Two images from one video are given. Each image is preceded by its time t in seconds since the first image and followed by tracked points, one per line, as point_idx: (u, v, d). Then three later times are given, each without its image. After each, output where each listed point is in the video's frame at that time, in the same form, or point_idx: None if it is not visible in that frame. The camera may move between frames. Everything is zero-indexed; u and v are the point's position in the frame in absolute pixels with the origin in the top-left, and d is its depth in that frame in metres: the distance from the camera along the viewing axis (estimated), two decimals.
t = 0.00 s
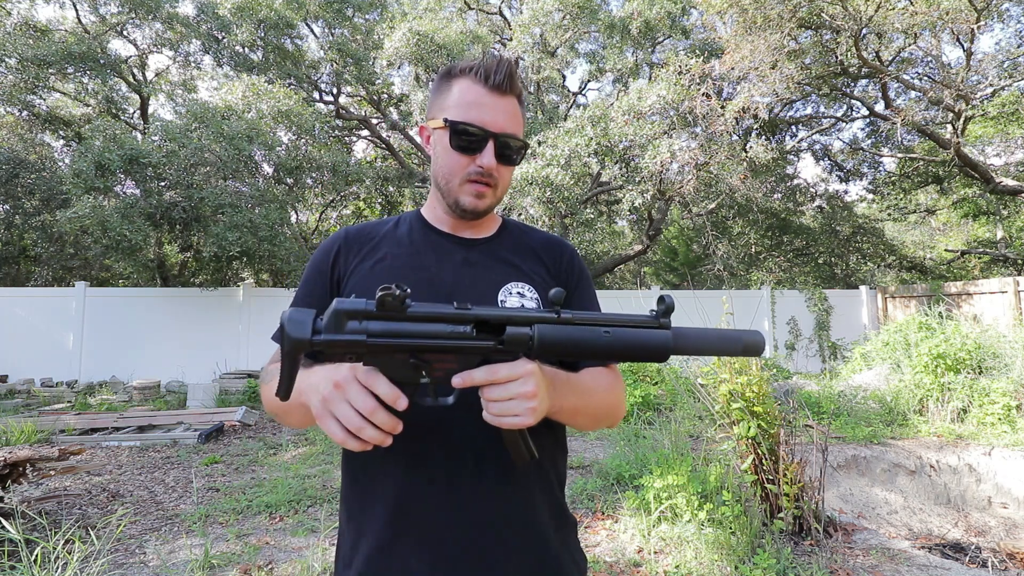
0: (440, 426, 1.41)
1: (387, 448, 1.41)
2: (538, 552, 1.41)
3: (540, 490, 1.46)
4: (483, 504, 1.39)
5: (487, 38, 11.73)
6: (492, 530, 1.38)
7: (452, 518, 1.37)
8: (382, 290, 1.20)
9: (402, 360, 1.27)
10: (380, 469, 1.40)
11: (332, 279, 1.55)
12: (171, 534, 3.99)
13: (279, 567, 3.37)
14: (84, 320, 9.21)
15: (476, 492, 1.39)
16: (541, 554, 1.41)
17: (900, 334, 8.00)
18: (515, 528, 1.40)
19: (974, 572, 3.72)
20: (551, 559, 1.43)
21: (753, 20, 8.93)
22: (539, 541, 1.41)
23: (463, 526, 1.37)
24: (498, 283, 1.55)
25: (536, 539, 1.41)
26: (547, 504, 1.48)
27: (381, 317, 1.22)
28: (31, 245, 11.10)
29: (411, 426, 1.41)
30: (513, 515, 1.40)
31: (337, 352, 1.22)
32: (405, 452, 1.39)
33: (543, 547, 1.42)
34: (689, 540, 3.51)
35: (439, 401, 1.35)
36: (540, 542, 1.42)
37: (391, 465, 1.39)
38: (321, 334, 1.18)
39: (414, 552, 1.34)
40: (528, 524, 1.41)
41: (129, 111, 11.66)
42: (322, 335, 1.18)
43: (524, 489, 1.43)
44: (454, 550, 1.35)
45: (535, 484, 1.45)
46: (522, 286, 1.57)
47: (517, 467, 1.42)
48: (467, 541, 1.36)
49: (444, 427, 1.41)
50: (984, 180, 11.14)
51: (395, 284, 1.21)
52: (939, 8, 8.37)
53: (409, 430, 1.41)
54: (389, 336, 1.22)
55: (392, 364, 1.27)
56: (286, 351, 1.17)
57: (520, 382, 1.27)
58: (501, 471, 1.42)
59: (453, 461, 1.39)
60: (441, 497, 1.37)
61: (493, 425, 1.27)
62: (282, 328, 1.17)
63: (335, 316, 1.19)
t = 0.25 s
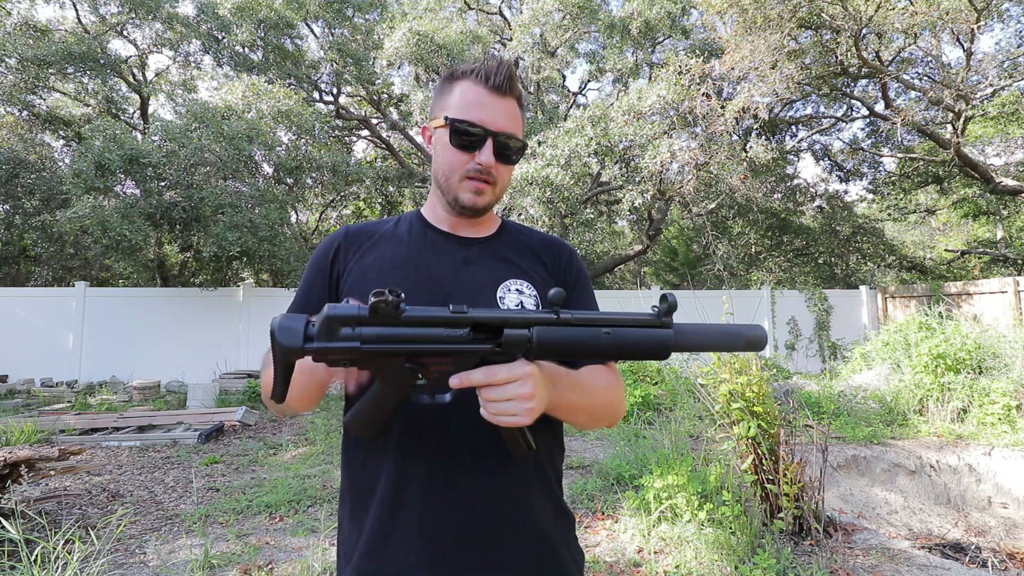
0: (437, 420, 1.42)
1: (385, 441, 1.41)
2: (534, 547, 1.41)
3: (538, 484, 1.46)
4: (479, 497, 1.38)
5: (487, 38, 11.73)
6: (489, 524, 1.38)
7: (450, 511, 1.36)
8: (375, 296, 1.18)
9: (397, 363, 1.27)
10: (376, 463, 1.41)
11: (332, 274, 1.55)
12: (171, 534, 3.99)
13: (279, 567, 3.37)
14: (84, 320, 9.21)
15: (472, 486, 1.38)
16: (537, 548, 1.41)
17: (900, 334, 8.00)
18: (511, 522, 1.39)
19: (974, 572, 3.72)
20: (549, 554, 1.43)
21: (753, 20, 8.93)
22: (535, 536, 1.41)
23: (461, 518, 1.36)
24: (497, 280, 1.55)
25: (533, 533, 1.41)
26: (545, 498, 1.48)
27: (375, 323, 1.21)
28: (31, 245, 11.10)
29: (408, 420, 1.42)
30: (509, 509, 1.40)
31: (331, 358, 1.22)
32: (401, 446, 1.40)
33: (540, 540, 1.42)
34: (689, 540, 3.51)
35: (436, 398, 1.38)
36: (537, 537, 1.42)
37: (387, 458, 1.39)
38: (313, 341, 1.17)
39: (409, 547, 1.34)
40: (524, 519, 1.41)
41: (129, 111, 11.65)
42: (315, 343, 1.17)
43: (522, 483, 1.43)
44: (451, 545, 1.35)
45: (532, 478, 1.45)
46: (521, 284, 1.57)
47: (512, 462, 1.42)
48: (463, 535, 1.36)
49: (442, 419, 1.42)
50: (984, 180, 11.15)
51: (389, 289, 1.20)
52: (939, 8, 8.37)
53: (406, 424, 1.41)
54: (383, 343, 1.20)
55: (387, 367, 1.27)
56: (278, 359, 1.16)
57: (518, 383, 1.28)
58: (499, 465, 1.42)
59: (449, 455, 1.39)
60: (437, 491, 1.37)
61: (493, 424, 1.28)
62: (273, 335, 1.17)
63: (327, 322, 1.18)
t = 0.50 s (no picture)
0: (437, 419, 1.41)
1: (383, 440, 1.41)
2: (531, 546, 1.41)
3: (538, 484, 1.46)
4: (477, 496, 1.38)
5: (487, 38, 11.73)
6: (488, 523, 1.38)
7: (449, 509, 1.36)
8: (380, 306, 1.15)
9: (401, 373, 1.26)
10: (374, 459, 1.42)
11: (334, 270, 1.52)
12: (171, 534, 3.99)
13: (278, 567, 3.37)
14: (84, 320, 9.22)
15: (470, 484, 1.39)
16: (535, 548, 1.41)
17: (900, 334, 8.00)
18: (510, 521, 1.40)
19: (974, 572, 3.72)
20: (548, 553, 1.43)
21: (753, 20, 8.92)
22: (533, 535, 1.41)
23: (459, 516, 1.37)
24: (495, 281, 1.55)
25: (532, 532, 1.41)
26: (544, 497, 1.48)
27: (378, 333, 1.18)
28: (31, 245, 11.10)
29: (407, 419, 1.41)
30: (506, 507, 1.40)
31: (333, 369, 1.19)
32: (400, 442, 1.40)
33: (539, 540, 1.42)
34: (689, 540, 3.51)
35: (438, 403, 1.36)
36: (536, 536, 1.42)
37: (385, 455, 1.40)
38: (315, 351, 1.14)
39: (406, 544, 1.34)
40: (521, 517, 1.41)
41: (129, 111, 11.65)
42: (316, 355, 1.14)
43: (521, 483, 1.43)
44: (447, 543, 1.35)
45: (531, 478, 1.45)
46: (519, 284, 1.56)
47: (511, 461, 1.42)
48: (460, 532, 1.36)
49: (441, 419, 1.42)
50: (984, 180, 11.15)
51: (394, 300, 1.17)
52: (939, 8, 8.37)
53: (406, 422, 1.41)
54: (387, 354, 1.18)
55: (390, 376, 1.25)
56: (278, 369, 1.13)
57: (522, 391, 1.27)
58: (498, 465, 1.41)
59: (447, 452, 1.39)
60: (435, 488, 1.37)
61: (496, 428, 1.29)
62: (273, 346, 1.13)
63: (329, 333, 1.14)
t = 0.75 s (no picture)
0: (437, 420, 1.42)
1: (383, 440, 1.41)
2: (532, 548, 1.41)
3: (538, 484, 1.46)
4: (477, 497, 1.38)
5: (487, 38, 11.73)
6: (488, 523, 1.38)
7: (449, 509, 1.36)
8: (382, 311, 1.15)
9: (404, 377, 1.25)
10: (372, 460, 1.41)
11: (334, 265, 1.52)
12: (171, 534, 3.99)
13: (278, 567, 3.37)
14: (84, 319, 9.22)
15: (471, 486, 1.38)
16: (535, 548, 1.41)
17: (900, 334, 8.00)
18: (510, 522, 1.40)
19: (974, 572, 3.72)
20: (547, 553, 1.43)
21: (752, 20, 8.92)
22: (533, 535, 1.41)
23: (460, 516, 1.36)
24: (496, 282, 1.55)
25: (532, 532, 1.41)
26: (544, 498, 1.48)
27: (381, 338, 1.17)
28: (31, 245, 11.11)
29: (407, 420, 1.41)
30: (506, 509, 1.40)
31: (335, 373, 1.19)
32: (400, 444, 1.40)
33: (538, 541, 1.42)
34: (689, 540, 3.51)
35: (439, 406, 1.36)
36: (536, 537, 1.42)
37: (385, 455, 1.40)
38: (317, 356, 1.14)
39: (406, 543, 1.34)
40: (522, 520, 1.41)
41: (129, 111, 11.65)
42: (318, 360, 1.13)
43: (521, 484, 1.43)
44: (447, 544, 1.35)
45: (530, 478, 1.45)
46: (519, 285, 1.56)
47: (511, 462, 1.42)
48: (461, 532, 1.36)
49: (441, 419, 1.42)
50: (984, 180, 11.15)
51: (397, 304, 1.16)
52: (939, 8, 8.37)
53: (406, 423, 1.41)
54: (389, 359, 1.17)
55: (393, 381, 1.24)
56: (280, 373, 1.13)
57: (523, 393, 1.27)
58: (497, 465, 1.42)
59: (447, 453, 1.39)
60: (435, 487, 1.37)
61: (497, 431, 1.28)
62: (276, 350, 1.13)
63: (332, 338, 1.13)
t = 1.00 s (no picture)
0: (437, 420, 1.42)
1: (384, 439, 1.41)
2: (532, 549, 1.41)
3: (538, 485, 1.46)
4: (477, 496, 1.38)
5: (487, 38, 11.73)
6: (487, 523, 1.38)
7: (449, 510, 1.36)
8: (385, 312, 1.13)
9: (405, 379, 1.24)
10: (372, 460, 1.41)
11: (336, 262, 1.51)
12: (171, 534, 3.99)
13: (278, 567, 3.37)
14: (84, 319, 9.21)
15: (471, 485, 1.38)
16: (535, 549, 1.41)
17: (900, 334, 8.00)
18: (510, 521, 1.39)
19: (974, 572, 3.72)
20: (548, 554, 1.43)
21: (753, 20, 8.92)
22: (534, 535, 1.41)
23: (460, 516, 1.36)
24: (497, 282, 1.55)
25: (532, 533, 1.41)
26: (544, 498, 1.47)
27: (383, 339, 1.16)
28: (31, 245, 11.11)
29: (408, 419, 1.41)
30: (506, 509, 1.40)
31: (337, 375, 1.17)
32: (401, 443, 1.40)
33: (539, 541, 1.42)
34: (688, 540, 3.51)
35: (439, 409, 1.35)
36: (535, 537, 1.42)
37: (385, 454, 1.40)
38: (320, 357, 1.12)
39: (406, 542, 1.34)
40: (521, 520, 1.40)
41: (129, 111, 11.65)
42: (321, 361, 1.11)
43: (521, 484, 1.43)
44: (447, 543, 1.35)
45: (531, 478, 1.45)
46: (520, 284, 1.57)
47: (511, 462, 1.42)
48: (460, 532, 1.36)
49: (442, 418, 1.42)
50: (984, 180, 11.15)
51: (400, 306, 1.15)
52: (939, 8, 8.38)
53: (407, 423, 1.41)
54: (392, 360, 1.16)
55: (394, 383, 1.23)
56: (282, 373, 1.11)
57: (525, 396, 1.27)
58: (497, 465, 1.42)
59: (447, 453, 1.39)
60: (434, 485, 1.37)
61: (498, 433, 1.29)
62: (277, 351, 1.11)
63: (335, 339, 1.12)
